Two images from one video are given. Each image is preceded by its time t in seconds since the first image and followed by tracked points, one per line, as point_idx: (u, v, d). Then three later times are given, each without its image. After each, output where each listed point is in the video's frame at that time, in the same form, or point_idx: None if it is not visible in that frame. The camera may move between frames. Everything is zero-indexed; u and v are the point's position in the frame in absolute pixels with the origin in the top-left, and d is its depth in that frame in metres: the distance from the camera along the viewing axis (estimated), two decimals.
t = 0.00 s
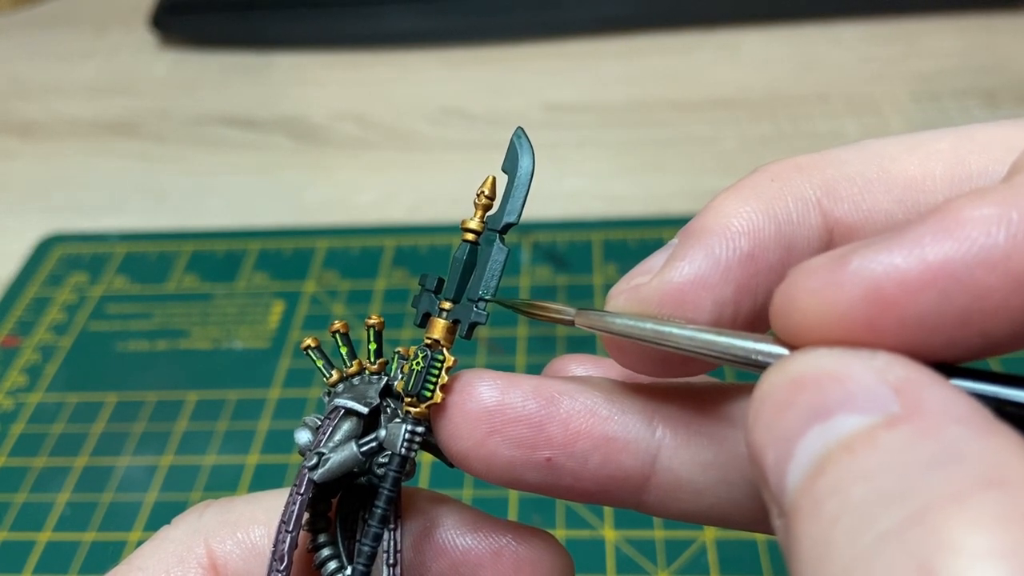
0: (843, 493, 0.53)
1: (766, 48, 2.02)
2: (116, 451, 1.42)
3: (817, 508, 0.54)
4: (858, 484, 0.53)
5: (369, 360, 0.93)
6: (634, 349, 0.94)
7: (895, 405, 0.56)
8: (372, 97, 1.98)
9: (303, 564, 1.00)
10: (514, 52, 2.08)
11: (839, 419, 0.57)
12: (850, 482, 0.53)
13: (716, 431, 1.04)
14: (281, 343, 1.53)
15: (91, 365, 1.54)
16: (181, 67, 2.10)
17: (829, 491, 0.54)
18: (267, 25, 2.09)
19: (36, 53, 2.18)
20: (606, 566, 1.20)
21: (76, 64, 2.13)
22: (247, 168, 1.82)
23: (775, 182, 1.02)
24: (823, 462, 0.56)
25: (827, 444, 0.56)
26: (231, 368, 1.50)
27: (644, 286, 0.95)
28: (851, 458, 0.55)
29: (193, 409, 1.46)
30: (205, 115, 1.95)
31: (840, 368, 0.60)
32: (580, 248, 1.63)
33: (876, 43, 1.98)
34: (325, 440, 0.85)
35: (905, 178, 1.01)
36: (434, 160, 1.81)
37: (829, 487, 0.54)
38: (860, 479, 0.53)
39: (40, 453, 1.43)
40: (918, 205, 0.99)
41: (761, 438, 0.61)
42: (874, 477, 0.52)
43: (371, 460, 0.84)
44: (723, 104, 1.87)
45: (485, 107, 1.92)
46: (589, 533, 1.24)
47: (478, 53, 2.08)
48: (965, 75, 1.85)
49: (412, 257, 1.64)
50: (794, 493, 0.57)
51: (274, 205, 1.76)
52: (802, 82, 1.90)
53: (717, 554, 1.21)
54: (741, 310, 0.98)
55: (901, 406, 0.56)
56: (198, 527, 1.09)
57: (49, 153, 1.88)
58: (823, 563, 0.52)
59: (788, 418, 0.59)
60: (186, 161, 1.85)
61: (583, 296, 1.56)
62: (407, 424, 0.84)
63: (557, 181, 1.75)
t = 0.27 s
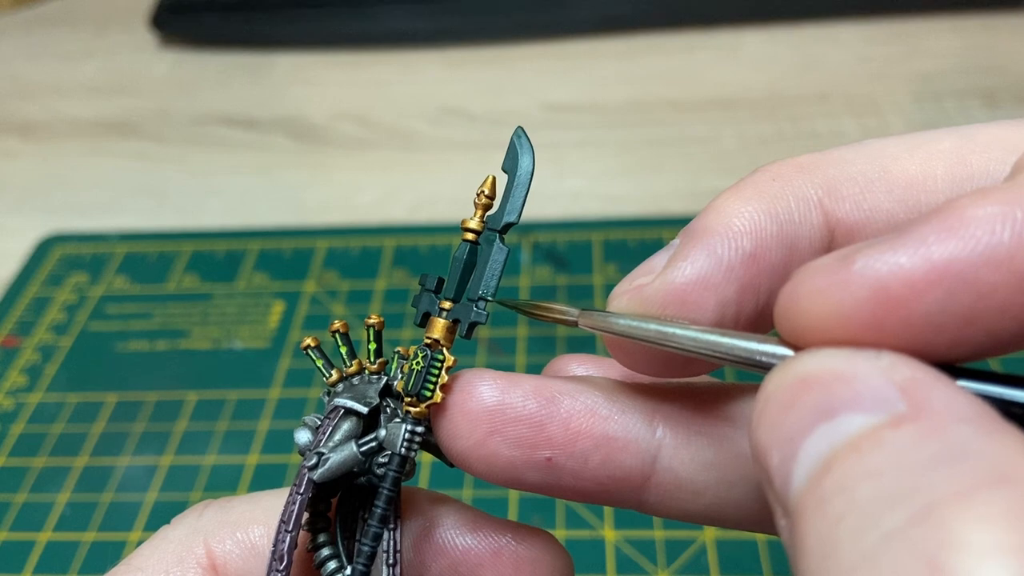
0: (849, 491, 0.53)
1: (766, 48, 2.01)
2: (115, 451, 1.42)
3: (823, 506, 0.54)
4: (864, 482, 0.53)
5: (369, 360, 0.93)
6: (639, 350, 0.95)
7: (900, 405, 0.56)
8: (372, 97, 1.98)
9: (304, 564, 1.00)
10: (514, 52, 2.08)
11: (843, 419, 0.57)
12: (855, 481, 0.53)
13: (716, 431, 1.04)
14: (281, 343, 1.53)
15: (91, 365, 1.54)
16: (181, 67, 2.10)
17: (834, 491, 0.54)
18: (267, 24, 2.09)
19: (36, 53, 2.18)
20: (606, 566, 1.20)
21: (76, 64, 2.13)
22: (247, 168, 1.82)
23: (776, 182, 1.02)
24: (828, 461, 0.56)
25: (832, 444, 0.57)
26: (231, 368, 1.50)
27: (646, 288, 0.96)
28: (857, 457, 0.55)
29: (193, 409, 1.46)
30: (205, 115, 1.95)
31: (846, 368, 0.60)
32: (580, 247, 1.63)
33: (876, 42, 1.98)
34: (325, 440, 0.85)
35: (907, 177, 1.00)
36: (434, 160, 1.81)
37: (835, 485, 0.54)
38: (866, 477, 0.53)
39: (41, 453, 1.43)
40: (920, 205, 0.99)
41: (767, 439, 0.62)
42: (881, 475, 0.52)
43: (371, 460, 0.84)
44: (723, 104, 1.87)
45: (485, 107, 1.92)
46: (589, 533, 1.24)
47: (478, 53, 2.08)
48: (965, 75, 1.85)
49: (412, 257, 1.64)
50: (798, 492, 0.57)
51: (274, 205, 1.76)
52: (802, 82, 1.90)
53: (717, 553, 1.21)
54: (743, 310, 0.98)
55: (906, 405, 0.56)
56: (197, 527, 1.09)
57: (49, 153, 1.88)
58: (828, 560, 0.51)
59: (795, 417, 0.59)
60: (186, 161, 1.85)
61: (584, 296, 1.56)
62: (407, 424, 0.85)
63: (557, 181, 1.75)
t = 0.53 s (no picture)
0: (954, 436, 0.52)
1: (766, 48, 2.02)
2: (115, 451, 1.42)
3: (925, 453, 0.53)
4: (968, 425, 0.52)
5: (361, 355, 0.92)
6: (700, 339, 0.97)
7: (992, 366, 0.56)
8: (372, 97, 1.98)
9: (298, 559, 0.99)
10: (514, 52, 2.08)
11: (937, 378, 0.57)
12: (958, 426, 0.53)
13: (780, 419, 1.03)
14: (281, 343, 1.53)
15: (91, 365, 1.54)
16: (181, 67, 2.10)
17: (937, 436, 0.53)
18: (267, 24, 2.08)
19: (36, 53, 2.18)
20: (606, 566, 1.20)
21: (77, 64, 2.13)
22: (247, 168, 1.82)
23: (837, 182, 1.02)
24: (927, 413, 0.56)
25: (928, 400, 0.56)
26: (231, 368, 1.50)
27: (709, 283, 0.96)
28: (956, 407, 0.54)
29: (193, 409, 1.46)
30: (205, 115, 1.95)
31: (936, 339, 0.61)
32: (580, 247, 1.63)
33: (877, 42, 1.98)
34: (317, 434, 0.85)
35: (960, 180, 1.01)
36: (434, 160, 1.81)
37: (937, 432, 0.54)
38: (968, 422, 0.52)
39: (41, 453, 1.43)
40: (977, 207, 0.99)
41: (854, 407, 0.61)
42: (982, 419, 0.52)
43: (362, 454, 0.84)
44: (723, 104, 1.87)
45: (485, 107, 1.92)
46: (590, 533, 1.24)
47: (478, 53, 2.08)
48: (966, 75, 1.85)
49: (412, 257, 1.63)
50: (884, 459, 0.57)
51: (274, 206, 1.76)
52: (802, 82, 1.90)
53: (717, 554, 1.21)
54: (813, 303, 0.99)
55: (997, 365, 0.56)
56: (189, 521, 1.09)
57: (49, 153, 1.88)
58: (937, 500, 0.50)
59: (876, 392, 0.59)
60: (187, 161, 1.85)
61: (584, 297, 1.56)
62: (399, 417, 0.83)
63: (557, 181, 1.75)
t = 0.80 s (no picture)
0: None
1: (765, 48, 2.02)
2: (116, 451, 1.42)
3: None
4: None
5: (352, 352, 0.91)
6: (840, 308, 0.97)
7: None
8: (372, 97, 1.98)
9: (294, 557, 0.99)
10: (514, 52, 2.08)
11: None
12: None
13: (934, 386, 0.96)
14: (281, 343, 1.53)
15: (91, 365, 1.54)
16: (181, 67, 2.10)
17: None
18: (266, 24, 2.09)
19: (36, 53, 2.18)
20: (606, 566, 1.20)
21: (77, 64, 2.13)
22: (247, 168, 1.82)
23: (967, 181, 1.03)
24: None
25: None
26: (231, 368, 1.50)
27: (856, 257, 0.96)
28: None
29: (193, 409, 1.46)
30: (205, 116, 1.95)
31: None
32: (580, 248, 1.63)
33: (876, 43, 1.98)
34: (309, 429, 0.84)
35: None
36: (434, 160, 1.81)
37: None
38: None
39: (40, 453, 1.42)
40: None
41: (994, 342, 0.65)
42: None
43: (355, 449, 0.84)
44: (723, 104, 1.87)
45: (485, 107, 1.92)
46: (589, 533, 1.24)
47: (478, 53, 2.08)
48: (966, 75, 1.85)
49: (411, 256, 1.63)
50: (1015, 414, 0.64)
51: (273, 205, 1.76)
52: (802, 82, 1.90)
53: (717, 554, 1.21)
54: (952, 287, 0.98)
55: None
56: (183, 513, 1.02)
57: (49, 154, 1.88)
58: None
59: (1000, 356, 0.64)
60: (187, 161, 1.85)
61: (584, 297, 1.56)
62: (390, 413, 0.83)
63: (557, 181, 1.75)
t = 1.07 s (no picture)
0: None
1: (765, 48, 2.02)
2: (115, 451, 1.42)
3: None
4: None
5: (345, 348, 0.90)
6: (891, 294, 0.93)
7: None
8: (371, 97, 1.98)
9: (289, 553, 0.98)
10: (513, 52, 2.08)
11: None
12: None
13: (975, 374, 0.96)
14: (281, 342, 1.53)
15: (91, 365, 1.54)
16: (180, 67, 2.10)
17: None
18: (266, 24, 2.09)
19: (35, 53, 2.18)
20: (606, 566, 1.20)
21: (76, 64, 2.13)
22: (247, 168, 1.82)
23: None
24: None
25: None
26: (232, 368, 1.50)
27: (901, 253, 0.96)
28: None
29: (193, 409, 1.46)
30: (204, 115, 1.95)
31: None
32: (579, 247, 1.63)
33: (876, 42, 1.98)
34: (303, 427, 0.84)
35: None
36: (434, 160, 1.81)
37: None
38: None
39: (40, 453, 1.42)
40: None
41: None
42: None
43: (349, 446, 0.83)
44: (722, 104, 1.87)
45: (485, 107, 1.92)
46: (589, 533, 1.24)
47: (478, 53, 2.09)
48: (965, 75, 1.85)
49: (412, 256, 1.63)
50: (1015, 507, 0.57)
51: (273, 205, 1.76)
52: (801, 82, 1.90)
53: (716, 553, 1.21)
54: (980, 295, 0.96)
55: None
56: (177, 511, 1.02)
57: (49, 154, 1.88)
58: None
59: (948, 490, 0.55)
60: (186, 161, 1.85)
61: (584, 297, 1.56)
62: (385, 411, 0.83)
63: (557, 181, 1.75)
